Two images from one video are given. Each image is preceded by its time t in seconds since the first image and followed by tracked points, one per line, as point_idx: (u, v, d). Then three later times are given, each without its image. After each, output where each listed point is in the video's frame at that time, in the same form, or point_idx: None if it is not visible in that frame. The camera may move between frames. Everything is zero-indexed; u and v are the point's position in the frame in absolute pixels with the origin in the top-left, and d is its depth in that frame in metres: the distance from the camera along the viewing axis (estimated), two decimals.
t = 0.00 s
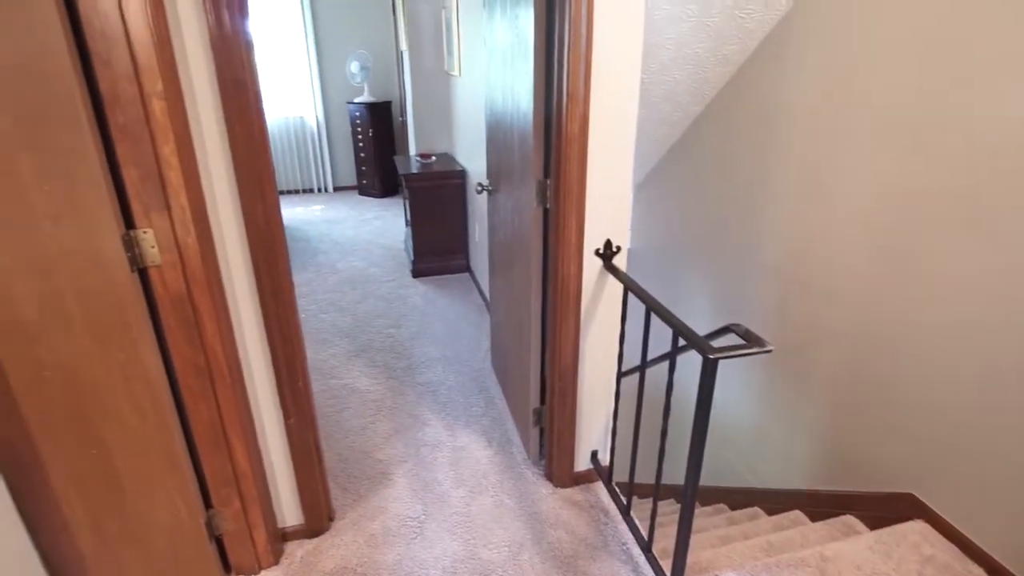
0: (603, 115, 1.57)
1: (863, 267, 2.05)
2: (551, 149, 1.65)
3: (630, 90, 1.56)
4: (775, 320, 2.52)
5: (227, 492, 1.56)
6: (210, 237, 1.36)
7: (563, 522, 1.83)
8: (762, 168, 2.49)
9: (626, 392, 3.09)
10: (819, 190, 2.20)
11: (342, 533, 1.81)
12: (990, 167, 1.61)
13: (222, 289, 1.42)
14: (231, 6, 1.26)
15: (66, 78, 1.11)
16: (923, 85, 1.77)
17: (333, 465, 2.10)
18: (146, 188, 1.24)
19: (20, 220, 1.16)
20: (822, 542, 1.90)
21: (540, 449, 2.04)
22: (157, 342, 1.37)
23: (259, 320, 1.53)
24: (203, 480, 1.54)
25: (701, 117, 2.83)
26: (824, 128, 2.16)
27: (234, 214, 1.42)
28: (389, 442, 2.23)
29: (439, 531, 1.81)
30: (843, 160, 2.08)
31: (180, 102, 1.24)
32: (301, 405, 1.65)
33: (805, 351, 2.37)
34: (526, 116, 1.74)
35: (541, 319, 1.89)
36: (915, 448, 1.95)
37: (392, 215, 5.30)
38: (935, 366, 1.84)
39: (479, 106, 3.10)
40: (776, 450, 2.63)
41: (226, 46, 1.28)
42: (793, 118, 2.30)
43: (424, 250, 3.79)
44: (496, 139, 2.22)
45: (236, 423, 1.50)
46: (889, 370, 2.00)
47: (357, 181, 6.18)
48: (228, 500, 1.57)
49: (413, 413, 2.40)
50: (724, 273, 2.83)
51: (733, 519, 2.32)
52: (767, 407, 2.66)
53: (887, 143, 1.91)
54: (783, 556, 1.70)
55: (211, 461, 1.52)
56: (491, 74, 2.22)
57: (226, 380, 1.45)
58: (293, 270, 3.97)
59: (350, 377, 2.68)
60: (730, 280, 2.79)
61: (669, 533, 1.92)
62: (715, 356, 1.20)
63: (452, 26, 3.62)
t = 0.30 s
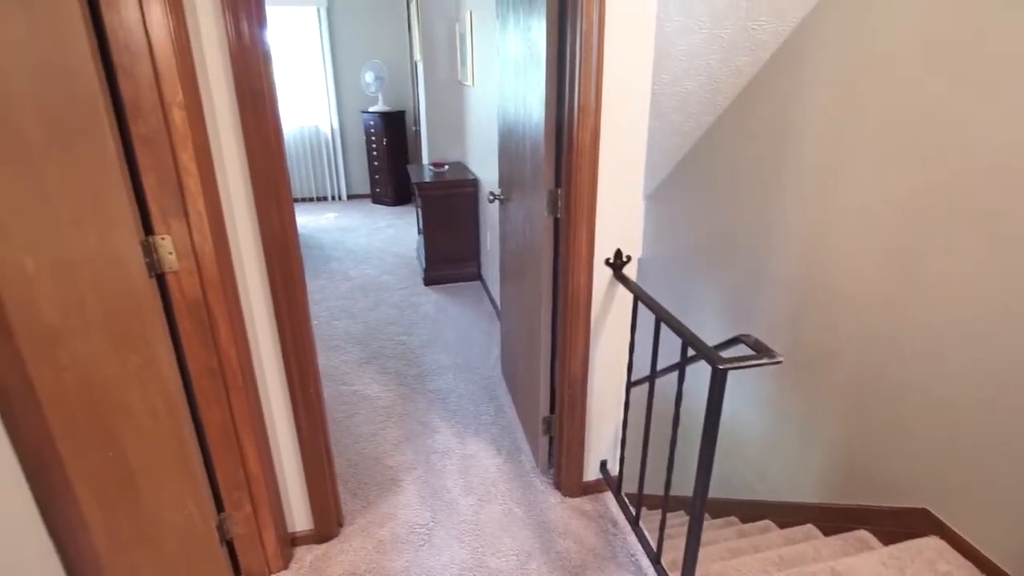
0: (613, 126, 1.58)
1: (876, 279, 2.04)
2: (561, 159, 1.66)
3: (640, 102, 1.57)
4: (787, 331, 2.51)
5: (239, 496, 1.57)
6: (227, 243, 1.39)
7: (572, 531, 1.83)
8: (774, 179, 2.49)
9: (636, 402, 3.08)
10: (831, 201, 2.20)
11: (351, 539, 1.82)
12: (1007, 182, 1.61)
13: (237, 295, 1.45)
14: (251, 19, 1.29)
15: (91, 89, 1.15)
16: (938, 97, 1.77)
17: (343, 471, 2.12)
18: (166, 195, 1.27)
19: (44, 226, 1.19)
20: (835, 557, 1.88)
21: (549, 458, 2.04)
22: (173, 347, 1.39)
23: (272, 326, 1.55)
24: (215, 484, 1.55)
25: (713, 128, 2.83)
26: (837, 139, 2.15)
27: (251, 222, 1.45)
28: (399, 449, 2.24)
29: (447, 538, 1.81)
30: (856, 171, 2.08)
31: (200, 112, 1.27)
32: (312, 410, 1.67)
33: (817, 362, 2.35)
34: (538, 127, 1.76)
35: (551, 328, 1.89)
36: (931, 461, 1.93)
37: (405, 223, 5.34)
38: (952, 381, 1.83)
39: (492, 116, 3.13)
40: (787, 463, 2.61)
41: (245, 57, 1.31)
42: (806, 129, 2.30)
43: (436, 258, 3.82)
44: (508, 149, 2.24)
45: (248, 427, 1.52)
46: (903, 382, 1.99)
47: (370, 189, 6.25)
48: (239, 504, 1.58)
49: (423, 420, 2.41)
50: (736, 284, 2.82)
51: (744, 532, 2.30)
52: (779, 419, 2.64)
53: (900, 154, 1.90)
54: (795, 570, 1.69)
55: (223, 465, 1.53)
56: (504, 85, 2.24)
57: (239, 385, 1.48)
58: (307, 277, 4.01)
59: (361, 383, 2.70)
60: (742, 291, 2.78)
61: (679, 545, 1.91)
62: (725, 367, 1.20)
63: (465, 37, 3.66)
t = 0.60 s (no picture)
0: (620, 135, 1.59)
1: (885, 288, 2.02)
2: (569, 167, 1.67)
3: (648, 111, 1.58)
4: (796, 341, 2.49)
5: (246, 500, 1.58)
6: (238, 248, 1.41)
7: (578, 539, 1.82)
8: (783, 188, 2.48)
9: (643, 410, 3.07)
10: (840, 210, 2.19)
11: (357, 544, 1.82)
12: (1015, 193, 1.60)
13: (247, 300, 1.46)
14: (263, 28, 1.32)
15: (107, 97, 1.17)
16: (947, 106, 1.76)
17: (349, 477, 2.13)
18: (178, 202, 1.30)
19: (59, 231, 1.22)
20: (843, 569, 1.86)
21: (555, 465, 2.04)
22: (184, 351, 1.41)
23: (282, 331, 1.57)
24: (223, 487, 1.56)
25: (721, 137, 2.83)
26: (845, 148, 2.15)
27: (261, 227, 1.47)
28: (405, 455, 2.25)
29: (453, 545, 1.81)
30: (865, 179, 2.07)
31: (213, 119, 1.30)
32: (319, 415, 1.68)
33: (826, 372, 2.34)
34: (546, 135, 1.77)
35: (558, 335, 1.90)
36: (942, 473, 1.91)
37: (414, 230, 5.37)
38: (961, 392, 1.81)
39: (501, 124, 3.15)
40: (796, 474, 2.58)
41: (257, 65, 1.34)
42: (814, 139, 2.30)
43: (444, 265, 3.83)
44: (517, 157, 2.25)
45: (257, 430, 1.53)
46: (913, 392, 1.97)
47: (380, 196, 6.29)
48: (247, 507, 1.59)
49: (430, 426, 2.42)
50: (744, 293, 2.81)
51: (752, 543, 2.27)
52: (787, 430, 2.63)
53: (909, 163, 1.89)
54: None
55: (231, 468, 1.54)
56: (513, 94, 2.26)
57: (248, 389, 1.49)
58: (317, 283, 4.04)
59: (369, 389, 2.71)
60: (750, 300, 2.77)
61: (685, 555, 1.90)
62: (731, 375, 1.20)
63: (475, 46, 3.69)
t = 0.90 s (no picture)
0: (625, 143, 1.60)
1: (891, 298, 2.02)
2: (575, 175, 1.68)
3: (653, 120, 1.59)
4: (802, 350, 2.48)
5: (251, 505, 1.59)
6: (246, 255, 1.43)
7: (581, 548, 1.82)
8: (788, 197, 2.48)
9: (648, 419, 3.06)
10: (845, 219, 2.19)
11: (360, 550, 1.82)
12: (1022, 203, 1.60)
13: (254, 305, 1.48)
14: (273, 38, 1.34)
15: (120, 105, 1.19)
16: (952, 117, 1.77)
17: (354, 483, 2.13)
18: (188, 208, 1.31)
19: (72, 237, 1.24)
20: None
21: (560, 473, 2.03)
22: (191, 356, 1.42)
23: (288, 337, 1.58)
24: (228, 492, 1.57)
25: (727, 146, 2.84)
26: (850, 157, 2.15)
27: (269, 234, 1.48)
28: (410, 461, 2.25)
29: (456, 552, 1.81)
30: (870, 189, 2.07)
31: (223, 127, 1.32)
32: (324, 420, 1.68)
33: (832, 381, 2.33)
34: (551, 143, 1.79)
35: (563, 343, 1.90)
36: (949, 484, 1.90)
37: (421, 237, 5.39)
38: (969, 403, 1.80)
39: (508, 133, 3.17)
40: (802, 484, 2.57)
41: (267, 74, 1.36)
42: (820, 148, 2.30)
43: (450, 272, 3.85)
44: (523, 165, 2.26)
45: (262, 435, 1.54)
46: (920, 402, 1.96)
47: (388, 203, 6.33)
48: (252, 512, 1.60)
49: (434, 433, 2.42)
50: (751, 301, 2.80)
51: (758, 554, 2.26)
52: (793, 440, 2.61)
53: (914, 173, 1.89)
54: None
55: (237, 473, 1.55)
56: (520, 102, 2.28)
57: (255, 394, 1.50)
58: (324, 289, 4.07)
59: (374, 395, 2.72)
60: (756, 309, 2.76)
61: (690, 564, 1.89)
62: (734, 383, 1.20)
63: (483, 55, 3.72)
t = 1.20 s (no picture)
0: (627, 152, 1.61)
1: (895, 306, 2.01)
2: (577, 184, 1.69)
3: (654, 128, 1.60)
4: (805, 360, 2.48)
5: (253, 510, 1.59)
6: (251, 260, 1.44)
7: (583, 557, 1.81)
8: (791, 206, 2.49)
9: (651, 427, 3.05)
10: (848, 228, 2.19)
11: (362, 557, 1.83)
12: None
13: (259, 311, 1.49)
14: (280, 47, 1.37)
15: (130, 112, 1.22)
16: (953, 127, 1.77)
17: (356, 489, 2.13)
18: (195, 214, 1.33)
19: (81, 241, 1.26)
20: None
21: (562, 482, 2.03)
22: (196, 361, 1.44)
23: (292, 343, 1.59)
24: (231, 497, 1.58)
25: (731, 155, 2.85)
26: (853, 166, 2.15)
27: (275, 240, 1.50)
28: (412, 468, 2.25)
29: (458, 559, 1.81)
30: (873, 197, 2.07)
31: (230, 135, 1.34)
32: (328, 427, 1.70)
33: (835, 389, 2.32)
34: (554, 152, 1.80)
35: (565, 350, 1.91)
36: (957, 494, 1.89)
37: (427, 245, 5.42)
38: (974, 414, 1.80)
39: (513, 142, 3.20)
40: (806, 495, 2.55)
41: (274, 83, 1.38)
42: (822, 158, 2.30)
43: (455, 280, 3.86)
44: (527, 173, 2.28)
45: (265, 441, 1.55)
46: (925, 411, 1.95)
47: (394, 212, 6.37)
48: (254, 517, 1.60)
49: (437, 440, 2.42)
50: (754, 311, 2.80)
51: (762, 565, 2.24)
52: (797, 449, 2.59)
53: (918, 181, 1.89)
54: None
55: (239, 478, 1.56)
56: (524, 111, 2.30)
57: (259, 401, 1.51)
58: (330, 296, 4.10)
59: (377, 402, 2.72)
60: (760, 318, 2.76)
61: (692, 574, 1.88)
62: (735, 391, 1.20)
63: (489, 65, 3.75)
